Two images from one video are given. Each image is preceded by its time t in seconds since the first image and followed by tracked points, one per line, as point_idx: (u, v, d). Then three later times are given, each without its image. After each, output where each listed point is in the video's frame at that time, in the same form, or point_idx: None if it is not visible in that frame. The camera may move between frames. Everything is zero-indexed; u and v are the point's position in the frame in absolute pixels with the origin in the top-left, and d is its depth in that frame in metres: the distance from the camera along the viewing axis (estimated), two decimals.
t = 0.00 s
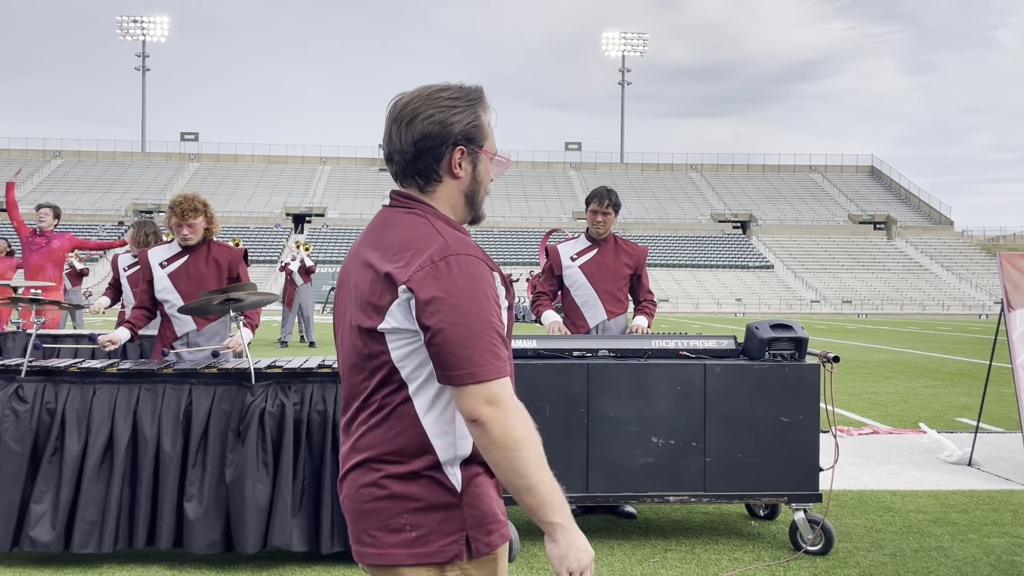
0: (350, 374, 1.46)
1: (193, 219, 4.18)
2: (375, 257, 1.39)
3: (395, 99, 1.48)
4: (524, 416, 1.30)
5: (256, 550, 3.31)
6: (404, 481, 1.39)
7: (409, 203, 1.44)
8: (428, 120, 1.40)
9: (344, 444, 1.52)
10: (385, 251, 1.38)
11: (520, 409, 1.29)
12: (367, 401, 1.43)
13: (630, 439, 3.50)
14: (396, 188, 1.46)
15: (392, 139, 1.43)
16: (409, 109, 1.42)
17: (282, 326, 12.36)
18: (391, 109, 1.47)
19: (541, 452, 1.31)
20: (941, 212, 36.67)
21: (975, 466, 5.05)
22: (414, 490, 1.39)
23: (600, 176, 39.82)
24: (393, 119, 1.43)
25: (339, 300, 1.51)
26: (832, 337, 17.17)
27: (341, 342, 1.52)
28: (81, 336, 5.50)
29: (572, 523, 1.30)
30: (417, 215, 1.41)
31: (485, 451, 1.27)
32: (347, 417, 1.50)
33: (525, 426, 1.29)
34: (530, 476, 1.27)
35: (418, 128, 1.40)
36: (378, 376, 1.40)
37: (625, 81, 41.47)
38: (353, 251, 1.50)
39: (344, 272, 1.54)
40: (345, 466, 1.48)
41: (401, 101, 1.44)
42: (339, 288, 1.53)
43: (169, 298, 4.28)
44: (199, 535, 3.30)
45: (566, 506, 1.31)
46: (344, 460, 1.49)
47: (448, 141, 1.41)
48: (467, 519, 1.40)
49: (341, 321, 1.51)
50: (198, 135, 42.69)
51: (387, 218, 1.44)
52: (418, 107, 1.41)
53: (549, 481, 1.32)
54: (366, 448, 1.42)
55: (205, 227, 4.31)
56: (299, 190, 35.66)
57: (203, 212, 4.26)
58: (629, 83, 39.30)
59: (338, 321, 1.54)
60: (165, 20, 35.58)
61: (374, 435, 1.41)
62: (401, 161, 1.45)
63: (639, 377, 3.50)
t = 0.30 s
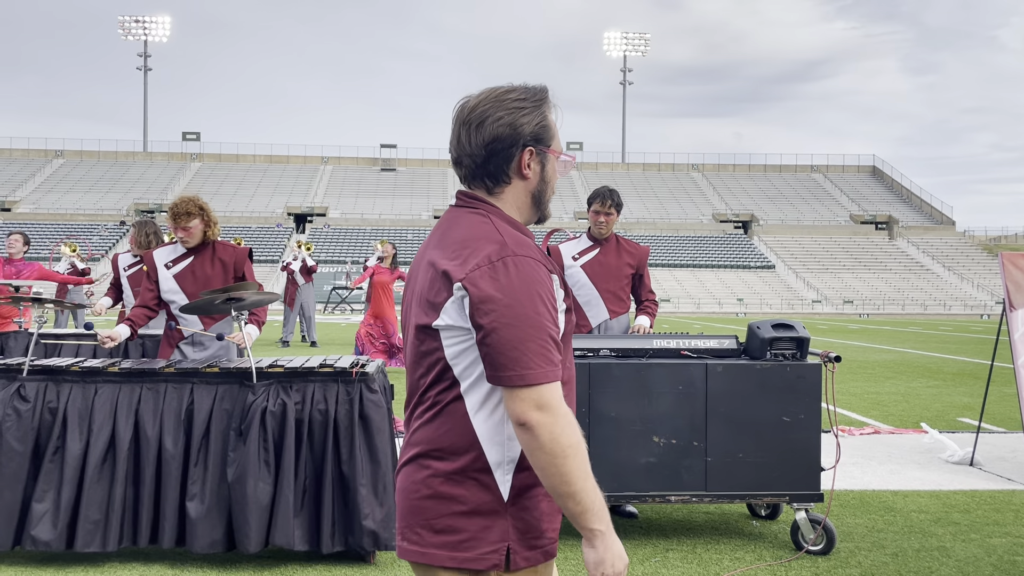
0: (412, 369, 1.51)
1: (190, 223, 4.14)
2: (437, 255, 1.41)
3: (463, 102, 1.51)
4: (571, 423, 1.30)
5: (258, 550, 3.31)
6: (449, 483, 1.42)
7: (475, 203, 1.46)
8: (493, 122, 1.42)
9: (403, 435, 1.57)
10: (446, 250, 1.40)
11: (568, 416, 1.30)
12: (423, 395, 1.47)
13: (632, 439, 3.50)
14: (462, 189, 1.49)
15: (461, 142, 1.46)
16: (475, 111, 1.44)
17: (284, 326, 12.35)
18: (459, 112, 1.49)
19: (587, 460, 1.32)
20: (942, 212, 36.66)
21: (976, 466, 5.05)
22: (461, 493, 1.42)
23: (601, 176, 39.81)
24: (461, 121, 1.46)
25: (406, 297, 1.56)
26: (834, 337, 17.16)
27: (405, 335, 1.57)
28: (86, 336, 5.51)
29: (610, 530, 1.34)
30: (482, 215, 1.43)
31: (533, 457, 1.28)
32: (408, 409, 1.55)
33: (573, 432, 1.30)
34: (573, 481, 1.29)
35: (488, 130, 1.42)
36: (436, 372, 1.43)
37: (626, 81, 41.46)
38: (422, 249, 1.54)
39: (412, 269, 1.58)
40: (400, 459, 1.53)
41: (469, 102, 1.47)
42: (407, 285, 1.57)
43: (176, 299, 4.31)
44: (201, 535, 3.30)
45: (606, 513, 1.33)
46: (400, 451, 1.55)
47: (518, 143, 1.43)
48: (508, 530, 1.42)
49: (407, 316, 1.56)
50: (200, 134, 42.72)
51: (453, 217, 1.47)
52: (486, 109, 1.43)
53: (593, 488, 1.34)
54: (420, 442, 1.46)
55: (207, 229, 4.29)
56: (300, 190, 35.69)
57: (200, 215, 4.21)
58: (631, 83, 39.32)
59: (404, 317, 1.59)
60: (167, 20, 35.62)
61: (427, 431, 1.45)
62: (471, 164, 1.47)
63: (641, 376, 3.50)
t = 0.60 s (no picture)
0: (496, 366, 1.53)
1: (198, 222, 4.16)
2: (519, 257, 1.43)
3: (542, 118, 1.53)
4: (622, 418, 1.25)
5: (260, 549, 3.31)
6: (526, 478, 1.43)
7: (557, 210, 1.47)
8: (567, 135, 1.43)
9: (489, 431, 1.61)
10: (526, 252, 1.41)
11: (622, 411, 1.25)
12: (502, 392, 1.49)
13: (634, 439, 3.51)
14: (544, 200, 1.50)
15: (540, 157, 1.48)
16: (552, 125, 1.45)
17: (287, 325, 12.37)
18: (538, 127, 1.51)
19: (631, 458, 1.25)
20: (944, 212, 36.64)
21: (978, 466, 5.05)
22: (539, 489, 1.43)
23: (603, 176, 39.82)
24: (540, 135, 1.47)
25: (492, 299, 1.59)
26: (836, 336, 17.14)
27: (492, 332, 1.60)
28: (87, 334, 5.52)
29: (638, 544, 1.23)
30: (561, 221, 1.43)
31: (578, 446, 1.24)
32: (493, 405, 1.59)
33: (621, 428, 1.24)
34: (612, 479, 1.22)
35: (568, 144, 1.43)
36: (512, 369, 1.44)
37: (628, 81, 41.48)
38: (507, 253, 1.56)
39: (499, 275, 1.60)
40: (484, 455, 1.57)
41: (546, 118, 1.48)
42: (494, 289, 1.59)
43: (179, 297, 4.31)
44: (204, 533, 3.31)
45: (639, 522, 1.24)
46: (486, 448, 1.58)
47: (598, 154, 1.43)
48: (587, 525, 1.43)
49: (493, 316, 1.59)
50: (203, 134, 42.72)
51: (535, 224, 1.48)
52: (564, 124, 1.44)
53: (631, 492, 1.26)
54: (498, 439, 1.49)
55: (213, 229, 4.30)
56: (302, 190, 35.71)
57: (208, 214, 4.23)
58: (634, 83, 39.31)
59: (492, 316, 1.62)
60: (170, 20, 35.70)
61: (506, 429, 1.46)
62: (553, 178, 1.48)
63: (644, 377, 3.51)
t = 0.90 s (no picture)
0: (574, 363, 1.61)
1: (204, 219, 4.18)
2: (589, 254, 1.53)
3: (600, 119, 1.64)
4: (714, 400, 1.35)
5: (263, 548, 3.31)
6: (621, 465, 1.49)
7: (617, 208, 1.56)
8: (625, 131, 1.52)
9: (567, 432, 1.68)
10: (596, 250, 1.51)
11: (713, 392, 1.35)
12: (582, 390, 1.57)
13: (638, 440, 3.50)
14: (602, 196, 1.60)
15: (598, 152, 1.58)
16: (606, 124, 1.55)
17: (289, 324, 12.39)
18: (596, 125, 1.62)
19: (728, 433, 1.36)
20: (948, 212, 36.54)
21: (982, 467, 5.04)
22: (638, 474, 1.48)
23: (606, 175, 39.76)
24: (597, 131, 1.58)
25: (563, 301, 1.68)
26: (839, 337, 17.10)
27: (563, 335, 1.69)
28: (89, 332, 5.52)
29: (750, 511, 1.36)
30: (623, 214, 1.53)
31: (677, 430, 1.34)
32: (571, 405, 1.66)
33: (716, 407, 1.34)
34: (714, 456, 1.33)
35: (624, 141, 1.52)
36: (594, 360, 1.52)
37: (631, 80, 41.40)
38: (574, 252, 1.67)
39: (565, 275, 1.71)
40: (569, 454, 1.64)
41: (605, 115, 1.58)
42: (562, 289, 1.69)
43: (178, 294, 4.31)
44: (207, 532, 3.32)
45: (746, 493, 1.36)
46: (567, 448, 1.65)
47: (655, 150, 1.52)
48: (687, 499, 1.48)
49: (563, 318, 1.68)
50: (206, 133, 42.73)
51: (597, 223, 1.58)
52: (621, 122, 1.53)
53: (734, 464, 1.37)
54: (583, 433, 1.56)
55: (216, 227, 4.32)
56: (306, 189, 35.75)
57: (215, 212, 4.25)
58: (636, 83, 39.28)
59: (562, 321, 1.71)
60: (173, 19, 35.73)
61: (591, 420, 1.53)
62: (610, 174, 1.57)
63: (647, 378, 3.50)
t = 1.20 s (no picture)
0: (652, 370, 1.57)
1: (198, 214, 4.16)
2: (679, 258, 1.50)
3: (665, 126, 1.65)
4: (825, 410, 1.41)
5: (267, 545, 3.32)
6: (723, 474, 1.47)
7: (699, 211, 1.55)
8: (703, 134, 1.53)
9: (635, 442, 1.63)
10: (691, 255, 1.48)
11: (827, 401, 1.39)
12: (671, 397, 1.53)
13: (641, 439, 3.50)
14: (677, 202, 1.60)
15: (672, 156, 1.58)
16: (680, 128, 1.56)
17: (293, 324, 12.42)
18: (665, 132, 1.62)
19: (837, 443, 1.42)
20: (951, 212, 36.49)
21: (986, 467, 5.03)
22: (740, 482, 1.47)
23: (610, 175, 39.76)
24: (669, 135, 1.59)
25: (630, 305, 1.63)
26: (843, 337, 17.09)
27: (628, 339, 1.64)
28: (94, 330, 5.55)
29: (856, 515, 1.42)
30: (708, 219, 1.52)
31: (798, 442, 1.38)
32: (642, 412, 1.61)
33: (828, 416, 1.39)
34: (833, 464, 1.39)
35: (700, 144, 1.53)
36: (687, 367, 1.49)
37: (635, 80, 41.41)
38: (641, 255, 1.63)
39: (626, 278, 1.66)
40: (645, 463, 1.58)
41: (677, 119, 1.58)
42: (627, 291, 1.64)
43: (179, 290, 4.32)
44: (211, 531, 3.32)
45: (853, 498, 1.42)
46: (642, 457, 1.59)
47: (730, 154, 1.52)
48: (787, 504, 1.48)
49: (629, 321, 1.63)
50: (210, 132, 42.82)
51: (676, 228, 1.56)
52: (695, 125, 1.54)
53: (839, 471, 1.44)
54: (675, 441, 1.51)
55: (213, 221, 4.31)
56: (309, 188, 35.78)
57: (208, 207, 4.23)
58: (640, 82, 39.24)
59: (623, 325, 1.66)
60: (177, 18, 35.80)
61: (685, 428, 1.49)
62: (684, 179, 1.57)
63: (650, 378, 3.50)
